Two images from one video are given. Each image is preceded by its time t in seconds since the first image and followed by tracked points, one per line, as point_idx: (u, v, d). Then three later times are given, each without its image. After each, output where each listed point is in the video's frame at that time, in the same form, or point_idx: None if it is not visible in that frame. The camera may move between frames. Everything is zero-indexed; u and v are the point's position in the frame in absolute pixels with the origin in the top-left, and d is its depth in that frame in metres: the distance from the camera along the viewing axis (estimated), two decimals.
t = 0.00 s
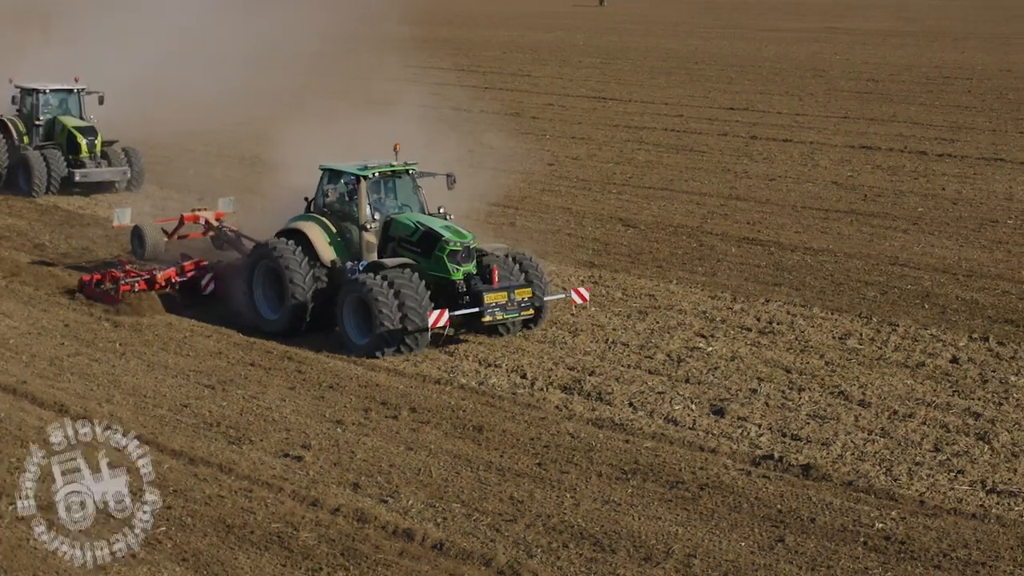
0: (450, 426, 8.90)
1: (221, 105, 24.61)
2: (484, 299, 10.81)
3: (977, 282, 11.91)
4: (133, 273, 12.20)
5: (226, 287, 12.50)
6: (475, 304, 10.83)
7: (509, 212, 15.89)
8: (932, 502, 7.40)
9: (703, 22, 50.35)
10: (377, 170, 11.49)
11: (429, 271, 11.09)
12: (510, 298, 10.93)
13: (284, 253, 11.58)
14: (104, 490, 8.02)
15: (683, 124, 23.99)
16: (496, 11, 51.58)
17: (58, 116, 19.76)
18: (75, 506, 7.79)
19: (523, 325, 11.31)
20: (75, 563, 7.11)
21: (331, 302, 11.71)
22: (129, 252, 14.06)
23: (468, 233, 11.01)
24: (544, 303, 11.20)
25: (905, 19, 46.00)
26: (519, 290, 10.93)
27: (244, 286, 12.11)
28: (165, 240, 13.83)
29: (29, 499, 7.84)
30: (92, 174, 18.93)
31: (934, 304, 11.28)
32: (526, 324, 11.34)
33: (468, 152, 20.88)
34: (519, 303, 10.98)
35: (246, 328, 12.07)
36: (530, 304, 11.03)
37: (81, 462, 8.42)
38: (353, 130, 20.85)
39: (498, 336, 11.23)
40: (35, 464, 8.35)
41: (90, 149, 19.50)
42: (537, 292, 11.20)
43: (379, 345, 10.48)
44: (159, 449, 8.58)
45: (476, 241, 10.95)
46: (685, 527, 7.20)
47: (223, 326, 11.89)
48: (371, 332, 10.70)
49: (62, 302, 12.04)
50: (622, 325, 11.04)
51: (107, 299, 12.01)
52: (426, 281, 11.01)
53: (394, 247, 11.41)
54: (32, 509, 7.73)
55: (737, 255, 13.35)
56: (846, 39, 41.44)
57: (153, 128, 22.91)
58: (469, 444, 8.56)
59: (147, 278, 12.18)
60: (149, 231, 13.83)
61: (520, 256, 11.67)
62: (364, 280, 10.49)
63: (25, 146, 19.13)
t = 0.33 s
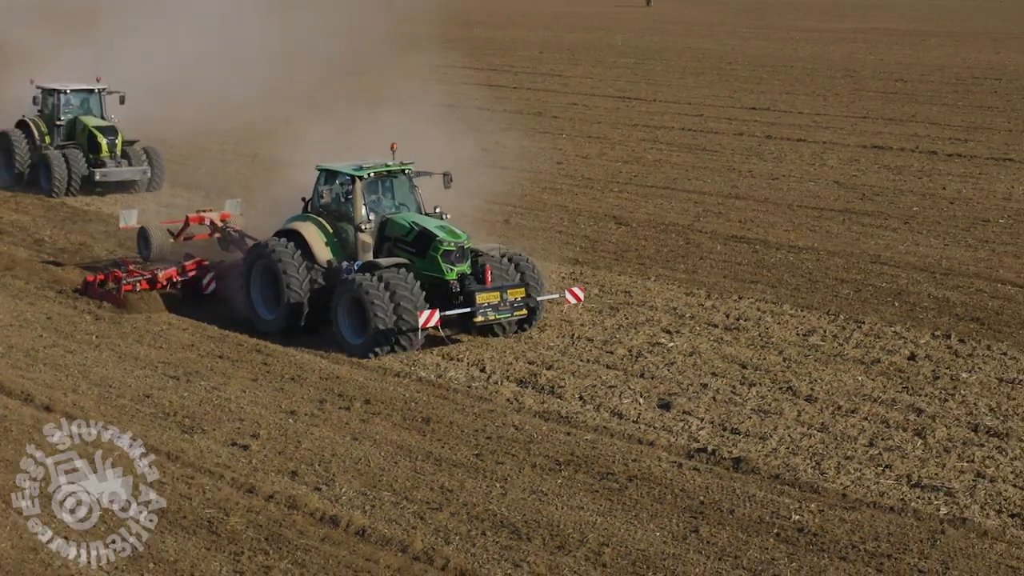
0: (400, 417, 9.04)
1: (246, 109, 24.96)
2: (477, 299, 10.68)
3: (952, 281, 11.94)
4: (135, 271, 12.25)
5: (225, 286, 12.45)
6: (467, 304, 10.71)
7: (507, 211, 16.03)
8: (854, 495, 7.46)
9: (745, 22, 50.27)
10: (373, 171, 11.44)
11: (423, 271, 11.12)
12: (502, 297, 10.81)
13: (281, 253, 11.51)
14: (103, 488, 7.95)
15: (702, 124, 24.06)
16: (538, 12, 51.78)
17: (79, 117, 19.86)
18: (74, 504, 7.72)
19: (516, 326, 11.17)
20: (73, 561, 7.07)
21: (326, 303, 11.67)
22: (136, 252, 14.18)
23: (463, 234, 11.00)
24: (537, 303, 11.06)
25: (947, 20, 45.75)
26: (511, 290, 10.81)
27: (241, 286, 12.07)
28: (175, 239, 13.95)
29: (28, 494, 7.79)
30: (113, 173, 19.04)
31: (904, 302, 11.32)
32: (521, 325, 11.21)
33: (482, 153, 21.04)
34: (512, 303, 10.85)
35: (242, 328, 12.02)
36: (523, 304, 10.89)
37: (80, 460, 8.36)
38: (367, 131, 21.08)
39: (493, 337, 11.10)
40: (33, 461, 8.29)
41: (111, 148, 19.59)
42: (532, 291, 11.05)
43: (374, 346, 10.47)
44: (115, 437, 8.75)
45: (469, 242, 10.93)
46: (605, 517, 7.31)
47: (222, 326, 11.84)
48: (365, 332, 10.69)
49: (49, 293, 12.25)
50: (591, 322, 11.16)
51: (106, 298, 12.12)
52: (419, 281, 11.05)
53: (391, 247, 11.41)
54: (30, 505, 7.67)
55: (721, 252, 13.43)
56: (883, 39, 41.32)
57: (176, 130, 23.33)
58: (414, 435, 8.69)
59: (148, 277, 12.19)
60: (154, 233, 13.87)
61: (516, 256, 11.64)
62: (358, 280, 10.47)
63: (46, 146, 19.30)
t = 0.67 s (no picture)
0: (352, 409, 9.17)
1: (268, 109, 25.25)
2: (471, 300, 10.59)
3: (927, 279, 11.96)
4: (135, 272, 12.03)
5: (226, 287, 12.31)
6: (461, 305, 10.61)
7: (505, 211, 16.15)
8: (780, 488, 7.53)
9: (785, 21, 50.16)
10: (370, 171, 11.20)
11: (417, 272, 10.85)
12: (497, 298, 10.72)
13: (276, 252, 11.34)
14: (105, 490, 7.90)
15: (718, 124, 24.13)
16: (577, 13, 51.92)
17: (100, 116, 19.66)
18: (74, 505, 7.66)
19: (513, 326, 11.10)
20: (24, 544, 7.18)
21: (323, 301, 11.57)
22: (141, 255, 14.16)
23: (458, 234, 10.77)
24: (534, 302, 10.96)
25: (987, 20, 45.51)
26: (505, 290, 10.72)
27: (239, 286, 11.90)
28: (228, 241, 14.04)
29: (30, 496, 7.74)
30: (131, 176, 19.03)
31: (876, 300, 11.36)
32: (518, 325, 11.13)
33: (494, 154, 21.17)
34: (506, 304, 10.76)
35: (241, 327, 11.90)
36: (518, 304, 10.81)
37: (81, 461, 8.31)
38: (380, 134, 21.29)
39: (489, 337, 11.03)
40: (35, 463, 8.24)
41: (131, 148, 19.49)
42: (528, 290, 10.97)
43: (368, 346, 10.44)
44: (73, 425, 8.91)
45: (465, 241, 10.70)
46: (531, 507, 7.42)
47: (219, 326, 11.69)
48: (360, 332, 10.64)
49: (38, 285, 12.45)
50: (561, 320, 11.27)
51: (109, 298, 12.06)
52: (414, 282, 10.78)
53: (386, 248, 11.13)
54: (31, 507, 7.60)
55: (706, 250, 13.51)
56: (918, 39, 41.18)
57: (196, 133, 23.67)
58: (363, 426, 8.82)
59: (149, 276, 12.02)
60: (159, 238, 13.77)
61: (511, 255, 11.37)
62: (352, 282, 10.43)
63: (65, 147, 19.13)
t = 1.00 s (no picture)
0: (316, 402, 9.30)
1: (293, 113, 25.46)
2: (469, 306, 10.48)
3: (909, 278, 11.99)
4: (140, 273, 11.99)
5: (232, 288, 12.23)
6: (459, 310, 10.50)
7: (508, 211, 16.27)
8: (718, 483, 7.61)
9: (826, 20, 49.99)
10: (371, 174, 11.04)
11: (418, 276, 10.73)
12: (496, 302, 10.62)
13: (278, 254, 11.22)
14: (105, 489, 7.87)
15: (737, 123, 24.18)
16: (617, 13, 51.99)
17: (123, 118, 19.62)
18: (72, 505, 7.64)
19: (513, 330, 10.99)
20: None
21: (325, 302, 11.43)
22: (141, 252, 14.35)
23: (459, 238, 10.64)
24: (534, 305, 10.88)
25: None
26: (504, 295, 10.62)
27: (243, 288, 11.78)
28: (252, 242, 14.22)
29: (30, 496, 7.71)
30: (152, 177, 19.18)
31: (853, 299, 11.41)
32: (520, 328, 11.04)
33: (510, 155, 21.29)
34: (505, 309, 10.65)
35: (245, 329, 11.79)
36: (516, 309, 10.72)
37: (81, 460, 8.28)
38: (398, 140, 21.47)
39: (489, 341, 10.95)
40: (35, 463, 8.22)
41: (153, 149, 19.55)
42: (527, 293, 10.88)
43: (367, 351, 10.29)
44: (42, 415, 9.09)
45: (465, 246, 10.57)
46: (469, 498, 7.54)
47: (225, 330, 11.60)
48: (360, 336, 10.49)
49: (34, 280, 12.66)
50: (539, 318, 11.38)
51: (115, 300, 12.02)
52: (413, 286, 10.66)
53: (387, 251, 11.00)
54: (31, 508, 7.57)
55: (696, 249, 13.60)
56: (956, 40, 40.97)
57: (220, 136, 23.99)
58: (323, 418, 8.96)
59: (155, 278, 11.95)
60: (167, 241, 13.80)
61: (510, 256, 11.26)
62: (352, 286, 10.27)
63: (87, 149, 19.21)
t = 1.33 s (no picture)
0: (289, 395, 9.44)
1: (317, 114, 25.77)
2: (475, 309, 10.37)
3: (898, 277, 12.01)
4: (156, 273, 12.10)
5: (243, 288, 12.16)
6: (465, 313, 10.39)
7: (517, 211, 16.39)
8: (666, 476, 7.71)
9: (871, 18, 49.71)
10: (381, 175, 10.97)
11: (425, 278, 10.61)
12: (502, 305, 10.53)
13: (286, 256, 11.12)
14: (105, 489, 7.85)
15: (762, 124, 24.20)
16: (659, 13, 51.95)
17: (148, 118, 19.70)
18: (73, 505, 7.63)
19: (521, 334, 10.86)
20: None
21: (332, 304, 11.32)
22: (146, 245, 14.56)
23: (467, 240, 10.51)
24: (541, 308, 10.78)
25: None
26: (511, 298, 10.52)
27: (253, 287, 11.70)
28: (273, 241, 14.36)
29: (30, 496, 7.70)
30: (177, 177, 19.23)
31: (838, 297, 11.45)
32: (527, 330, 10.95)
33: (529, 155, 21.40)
34: (511, 313, 10.52)
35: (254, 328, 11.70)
36: (523, 312, 10.62)
37: (81, 461, 8.26)
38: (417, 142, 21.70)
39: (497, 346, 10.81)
40: (35, 463, 8.20)
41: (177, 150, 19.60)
42: (534, 298, 10.76)
43: (370, 353, 10.15)
44: (22, 404, 9.27)
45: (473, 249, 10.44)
46: (420, 489, 7.67)
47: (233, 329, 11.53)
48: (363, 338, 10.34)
49: (36, 275, 12.88)
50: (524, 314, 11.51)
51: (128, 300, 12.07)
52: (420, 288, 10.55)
53: (396, 253, 10.90)
54: (31, 507, 7.57)
55: (693, 248, 13.69)
56: (996, 40, 40.70)
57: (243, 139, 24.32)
58: (293, 411, 9.10)
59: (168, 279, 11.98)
60: (181, 243, 13.90)
61: (518, 258, 11.17)
62: (357, 286, 10.14)
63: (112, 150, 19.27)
